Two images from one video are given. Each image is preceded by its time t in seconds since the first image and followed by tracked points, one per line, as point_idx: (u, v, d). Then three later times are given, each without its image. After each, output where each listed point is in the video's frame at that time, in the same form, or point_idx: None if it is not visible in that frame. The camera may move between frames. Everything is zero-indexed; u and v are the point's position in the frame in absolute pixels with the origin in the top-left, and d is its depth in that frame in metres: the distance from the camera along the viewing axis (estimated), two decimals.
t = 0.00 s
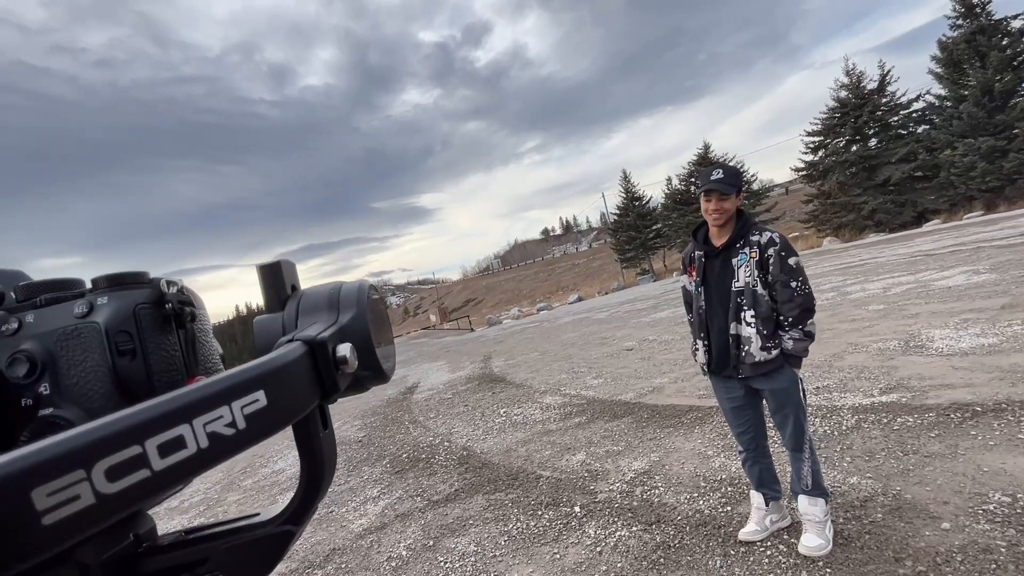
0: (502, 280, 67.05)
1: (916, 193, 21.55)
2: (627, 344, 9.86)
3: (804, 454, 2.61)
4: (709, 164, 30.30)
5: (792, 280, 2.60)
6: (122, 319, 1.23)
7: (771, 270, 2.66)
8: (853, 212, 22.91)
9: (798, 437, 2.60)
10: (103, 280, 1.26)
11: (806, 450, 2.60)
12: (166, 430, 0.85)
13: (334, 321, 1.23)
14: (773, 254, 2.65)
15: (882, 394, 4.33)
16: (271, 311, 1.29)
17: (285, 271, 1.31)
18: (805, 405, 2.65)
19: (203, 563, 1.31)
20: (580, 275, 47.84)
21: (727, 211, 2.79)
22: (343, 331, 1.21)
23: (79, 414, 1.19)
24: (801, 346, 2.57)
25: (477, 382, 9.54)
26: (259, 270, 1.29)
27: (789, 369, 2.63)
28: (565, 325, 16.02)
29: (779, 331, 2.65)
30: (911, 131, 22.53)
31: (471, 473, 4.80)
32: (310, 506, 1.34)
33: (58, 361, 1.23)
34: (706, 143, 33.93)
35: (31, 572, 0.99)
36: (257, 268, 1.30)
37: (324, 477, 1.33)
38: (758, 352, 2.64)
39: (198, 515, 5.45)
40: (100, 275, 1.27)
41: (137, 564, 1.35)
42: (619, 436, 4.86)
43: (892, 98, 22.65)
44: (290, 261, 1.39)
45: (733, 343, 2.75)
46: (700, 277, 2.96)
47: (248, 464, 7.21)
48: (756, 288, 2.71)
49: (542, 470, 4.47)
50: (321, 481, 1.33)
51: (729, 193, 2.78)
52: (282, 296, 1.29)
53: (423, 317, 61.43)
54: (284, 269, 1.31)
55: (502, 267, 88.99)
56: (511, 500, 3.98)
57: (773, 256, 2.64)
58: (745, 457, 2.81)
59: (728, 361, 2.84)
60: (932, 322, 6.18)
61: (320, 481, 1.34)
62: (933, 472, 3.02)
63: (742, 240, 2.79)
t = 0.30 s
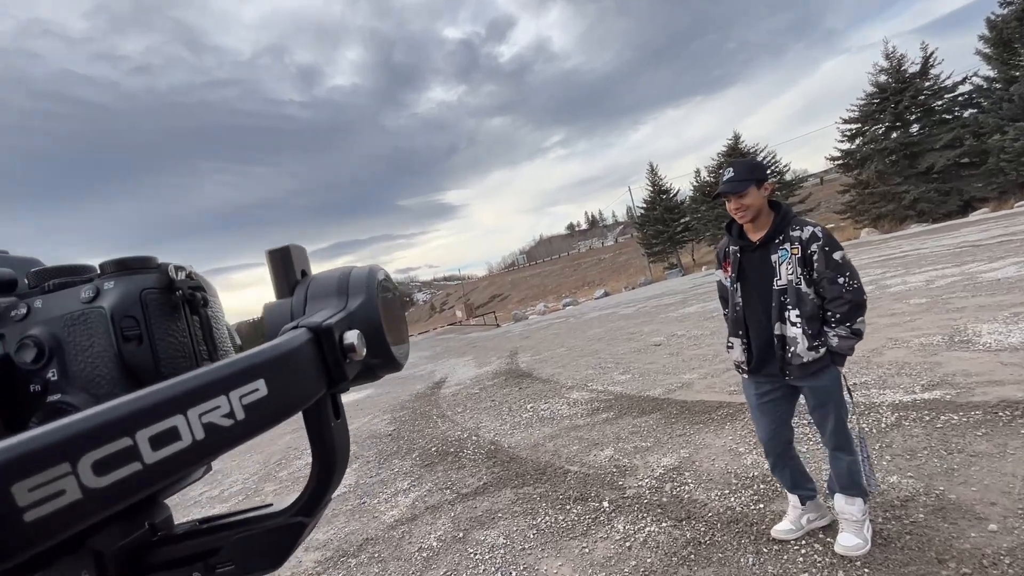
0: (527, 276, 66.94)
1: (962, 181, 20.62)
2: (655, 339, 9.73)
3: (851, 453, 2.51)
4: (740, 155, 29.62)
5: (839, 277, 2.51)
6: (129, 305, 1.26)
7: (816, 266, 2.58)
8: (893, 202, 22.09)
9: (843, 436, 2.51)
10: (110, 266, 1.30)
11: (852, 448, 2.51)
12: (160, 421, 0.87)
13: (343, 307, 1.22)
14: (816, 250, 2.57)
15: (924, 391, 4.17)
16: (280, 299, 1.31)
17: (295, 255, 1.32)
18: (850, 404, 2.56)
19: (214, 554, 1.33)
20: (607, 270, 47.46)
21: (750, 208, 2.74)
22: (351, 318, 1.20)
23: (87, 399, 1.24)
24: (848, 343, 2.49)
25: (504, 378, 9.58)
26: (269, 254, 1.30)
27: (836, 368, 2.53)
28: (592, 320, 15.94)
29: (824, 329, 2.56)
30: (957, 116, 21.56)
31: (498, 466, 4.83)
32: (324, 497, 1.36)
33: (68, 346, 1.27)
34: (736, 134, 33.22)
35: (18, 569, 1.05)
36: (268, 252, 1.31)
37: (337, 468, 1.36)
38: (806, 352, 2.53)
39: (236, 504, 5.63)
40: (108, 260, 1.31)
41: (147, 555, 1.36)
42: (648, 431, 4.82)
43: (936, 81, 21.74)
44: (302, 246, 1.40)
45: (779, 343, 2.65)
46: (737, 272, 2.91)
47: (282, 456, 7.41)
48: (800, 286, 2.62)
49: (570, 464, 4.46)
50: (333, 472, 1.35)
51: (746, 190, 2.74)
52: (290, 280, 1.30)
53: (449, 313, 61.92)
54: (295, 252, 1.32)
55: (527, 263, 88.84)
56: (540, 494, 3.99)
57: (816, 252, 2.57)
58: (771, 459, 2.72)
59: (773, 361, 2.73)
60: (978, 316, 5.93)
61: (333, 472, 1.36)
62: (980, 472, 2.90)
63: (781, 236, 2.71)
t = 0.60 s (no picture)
0: (551, 271, 66.88)
1: (1007, 169, 19.76)
2: (681, 334, 9.62)
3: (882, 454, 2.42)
4: (768, 145, 28.98)
5: (863, 273, 2.42)
6: None
7: (837, 264, 2.49)
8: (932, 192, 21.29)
9: (874, 439, 2.40)
10: None
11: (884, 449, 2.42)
12: None
13: (207, 336, 0.82)
14: (837, 247, 2.47)
15: (966, 388, 4.02)
16: (149, 321, 0.90)
17: (173, 265, 0.90)
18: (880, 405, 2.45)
19: None
20: (631, 265, 47.14)
21: (765, 204, 2.67)
22: (211, 351, 0.78)
23: None
24: (876, 342, 2.39)
25: (528, 373, 9.59)
26: (138, 266, 0.89)
27: (865, 367, 2.43)
28: (616, 315, 15.88)
29: (849, 328, 2.46)
30: (1002, 101, 20.66)
31: (524, 461, 4.83)
32: (205, 558, 0.88)
33: None
34: (765, 125, 32.51)
35: None
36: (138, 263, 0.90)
37: (223, 521, 0.88)
38: (832, 353, 2.44)
39: (269, 494, 5.77)
40: None
41: None
42: (675, 428, 4.75)
43: (980, 65, 20.85)
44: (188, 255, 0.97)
45: (803, 344, 2.56)
46: (756, 270, 2.81)
47: (312, 448, 7.58)
48: (821, 284, 2.53)
49: (595, 460, 4.44)
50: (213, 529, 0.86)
51: (760, 186, 2.67)
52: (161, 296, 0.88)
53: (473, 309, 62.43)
54: (173, 262, 0.90)
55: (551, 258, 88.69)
56: (564, 489, 3.98)
57: (837, 249, 2.47)
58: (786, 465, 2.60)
59: (797, 361, 2.63)
60: None
61: (218, 531, 0.87)
62: None
63: (800, 232, 2.63)
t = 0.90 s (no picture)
0: (570, 267, 66.64)
1: None
2: (702, 331, 9.50)
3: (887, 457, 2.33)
4: (793, 138, 28.40)
5: (858, 272, 2.33)
6: None
7: (833, 262, 2.39)
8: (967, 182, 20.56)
9: (879, 442, 2.34)
10: None
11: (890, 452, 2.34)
12: None
13: (139, 390, 0.78)
14: (833, 245, 2.38)
15: (1002, 387, 3.88)
16: (90, 370, 0.87)
17: (119, 313, 0.89)
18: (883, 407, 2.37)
19: None
20: (652, 260, 46.71)
21: (757, 205, 2.57)
22: (136, 410, 0.74)
23: None
24: (874, 342, 2.31)
25: (548, 369, 9.58)
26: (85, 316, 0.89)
27: (863, 367, 2.36)
28: (637, 311, 15.76)
29: (847, 328, 2.38)
30: None
31: (543, 458, 4.82)
32: None
33: None
34: (789, 116, 31.86)
35: None
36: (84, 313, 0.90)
37: (168, 559, 0.87)
38: (831, 353, 2.36)
39: (293, 487, 5.87)
40: None
41: None
42: (696, 426, 4.69)
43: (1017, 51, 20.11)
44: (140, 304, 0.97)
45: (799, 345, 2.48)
46: (751, 273, 2.72)
47: (335, 443, 7.67)
48: (818, 283, 2.44)
49: (616, 457, 4.41)
50: (155, 566, 0.86)
51: (752, 187, 2.57)
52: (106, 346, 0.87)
53: (492, 305, 62.54)
54: (119, 311, 0.90)
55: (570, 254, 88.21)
56: (584, 486, 3.96)
57: (832, 247, 2.38)
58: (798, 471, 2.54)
59: (793, 362, 2.56)
60: None
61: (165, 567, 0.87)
62: None
63: (795, 231, 2.54)
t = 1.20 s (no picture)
0: (583, 266, 66.48)
1: None
2: (717, 329, 9.43)
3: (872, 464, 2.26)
4: (810, 134, 28.02)
5: (841, 273, 2.26)
6: None
7: (816, 264, 2.34)
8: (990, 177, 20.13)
9: (858, 449, 2.26)
10: None
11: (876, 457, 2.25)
12: None
13: (153, 382, 0.77)
14: (816, 247, 2.33)
15: None
16: (105, 361, 0.87)
17: (133, 302, 0.89)
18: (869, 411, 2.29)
19: None
20: (665, 258, 46.43)
21: (744, 207, 2.54)
22: (150, 400, 0.73)
23: None
24: (856, 343, 2.24)
25: (561, 367, 9.57)
26: (98, 306, 0.89)
27: (846, 369, 2.30)
28: (651, 309, 15.68)
29: (830, 329, 2.33)
30: None
31: (556, 456, 4.81)
32: None
33: None
34: (806, 112, 31.43)
35: None
36: (99, 303, 0.90)
37: (184, 555, 0.84)
38: (810, 355, 2.33)
39: (310, 483, 5.94)
40: None
41: None
42: (710, 425, 4.64)
43: None
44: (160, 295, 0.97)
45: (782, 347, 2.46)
46: (738, 278, 2.70)
47: (350, 440, 7.73)
48: (800, 286, 2.40)
49: (629, 455, 4.38)
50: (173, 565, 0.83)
51: (739, 189, 2.54)
52: (121, 332, 0.87)
53: (504, 304, 62.60)
54: (133, 299, 0.89)
55: (583, 252, 87.93)
56: (597, 484, 3.95)
57: (815, 249, 2.33)
58: (806, 474, 2.50)
59: (779, 367, 2.53)
60: None
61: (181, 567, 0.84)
62: None
63: (779, 234, 2.49)
